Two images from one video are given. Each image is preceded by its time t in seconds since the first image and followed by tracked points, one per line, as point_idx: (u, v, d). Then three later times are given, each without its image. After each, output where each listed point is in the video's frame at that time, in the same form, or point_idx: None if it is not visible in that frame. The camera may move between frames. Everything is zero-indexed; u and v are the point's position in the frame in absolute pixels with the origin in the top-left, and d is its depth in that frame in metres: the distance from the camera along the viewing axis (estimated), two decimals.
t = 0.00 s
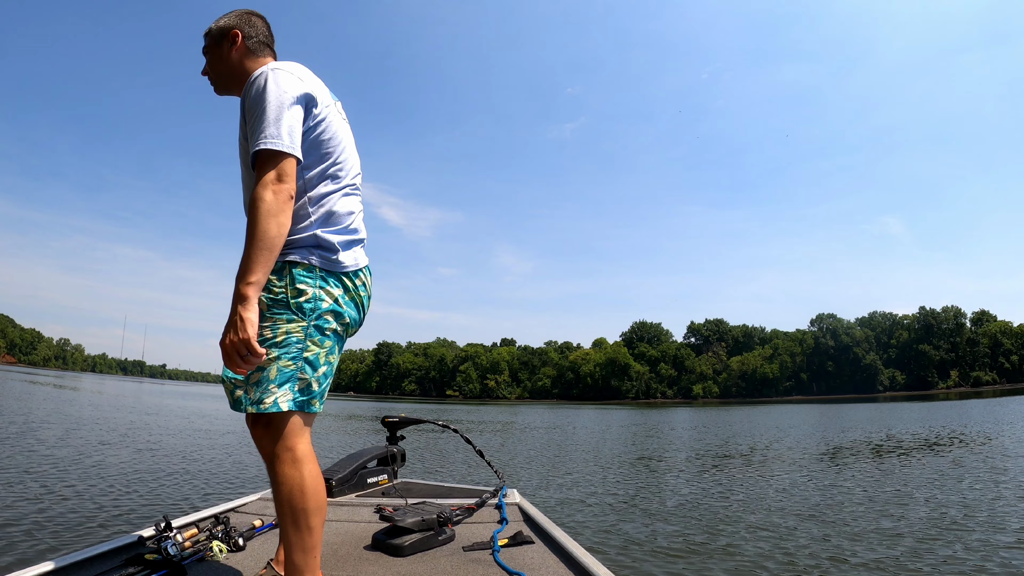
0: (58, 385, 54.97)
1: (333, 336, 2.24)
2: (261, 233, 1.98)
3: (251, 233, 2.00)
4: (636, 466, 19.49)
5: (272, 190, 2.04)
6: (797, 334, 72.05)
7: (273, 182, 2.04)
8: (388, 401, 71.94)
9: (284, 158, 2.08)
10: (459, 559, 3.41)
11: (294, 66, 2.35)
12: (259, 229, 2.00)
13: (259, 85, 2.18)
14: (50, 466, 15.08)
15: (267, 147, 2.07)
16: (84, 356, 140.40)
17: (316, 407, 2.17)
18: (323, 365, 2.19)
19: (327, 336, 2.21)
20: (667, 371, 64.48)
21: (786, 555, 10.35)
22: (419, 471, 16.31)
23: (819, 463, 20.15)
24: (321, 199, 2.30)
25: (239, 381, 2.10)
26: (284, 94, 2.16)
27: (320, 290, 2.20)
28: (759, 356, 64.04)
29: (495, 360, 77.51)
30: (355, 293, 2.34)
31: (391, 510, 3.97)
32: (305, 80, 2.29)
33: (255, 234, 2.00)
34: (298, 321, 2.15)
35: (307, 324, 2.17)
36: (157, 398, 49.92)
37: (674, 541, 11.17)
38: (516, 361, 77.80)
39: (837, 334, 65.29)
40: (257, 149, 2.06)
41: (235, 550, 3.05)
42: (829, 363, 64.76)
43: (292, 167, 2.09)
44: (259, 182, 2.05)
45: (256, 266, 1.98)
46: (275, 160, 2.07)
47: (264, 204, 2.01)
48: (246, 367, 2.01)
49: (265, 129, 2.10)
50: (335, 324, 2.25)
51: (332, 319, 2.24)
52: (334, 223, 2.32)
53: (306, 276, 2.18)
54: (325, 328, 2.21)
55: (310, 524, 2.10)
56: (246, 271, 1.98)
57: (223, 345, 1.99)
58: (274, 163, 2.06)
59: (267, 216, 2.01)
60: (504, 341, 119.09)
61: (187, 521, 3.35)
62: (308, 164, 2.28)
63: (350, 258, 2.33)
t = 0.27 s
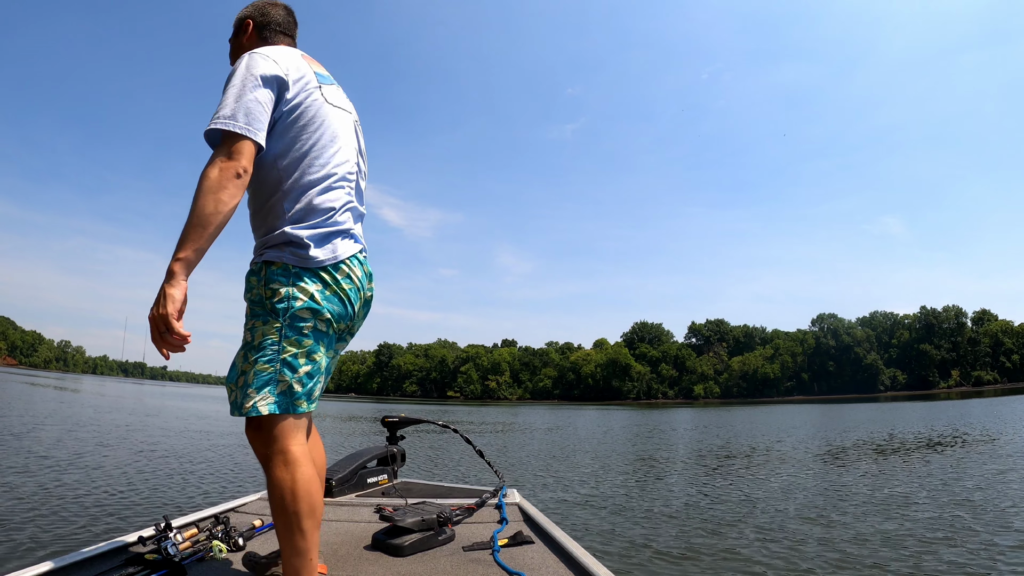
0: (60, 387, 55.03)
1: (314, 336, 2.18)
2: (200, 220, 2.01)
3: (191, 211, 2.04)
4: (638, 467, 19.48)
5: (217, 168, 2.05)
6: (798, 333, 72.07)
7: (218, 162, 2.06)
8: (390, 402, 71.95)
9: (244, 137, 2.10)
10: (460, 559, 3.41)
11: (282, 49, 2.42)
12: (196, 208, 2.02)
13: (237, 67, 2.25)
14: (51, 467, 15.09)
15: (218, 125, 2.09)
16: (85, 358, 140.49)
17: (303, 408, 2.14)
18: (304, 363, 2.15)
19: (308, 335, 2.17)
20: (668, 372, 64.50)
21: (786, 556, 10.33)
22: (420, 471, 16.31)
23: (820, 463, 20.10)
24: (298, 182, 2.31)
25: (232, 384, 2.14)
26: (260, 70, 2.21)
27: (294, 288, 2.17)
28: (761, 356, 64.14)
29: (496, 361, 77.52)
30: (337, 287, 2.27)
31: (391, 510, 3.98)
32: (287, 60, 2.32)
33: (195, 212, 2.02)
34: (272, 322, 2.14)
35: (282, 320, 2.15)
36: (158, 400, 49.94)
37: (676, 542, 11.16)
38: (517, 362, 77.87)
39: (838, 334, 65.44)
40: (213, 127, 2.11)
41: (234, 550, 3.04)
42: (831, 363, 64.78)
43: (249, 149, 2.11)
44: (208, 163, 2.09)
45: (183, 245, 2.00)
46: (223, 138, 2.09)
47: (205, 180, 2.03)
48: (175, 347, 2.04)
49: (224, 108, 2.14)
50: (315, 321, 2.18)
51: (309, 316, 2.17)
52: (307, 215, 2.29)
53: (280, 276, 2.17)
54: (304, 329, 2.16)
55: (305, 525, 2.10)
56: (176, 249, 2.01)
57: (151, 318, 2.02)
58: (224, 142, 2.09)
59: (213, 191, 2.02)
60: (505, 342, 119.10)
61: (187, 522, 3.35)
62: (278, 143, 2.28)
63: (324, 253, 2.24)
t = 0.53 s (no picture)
0: (61, 391, 55.04)
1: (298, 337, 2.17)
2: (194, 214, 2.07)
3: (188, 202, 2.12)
4: (638, 467, 19.42)
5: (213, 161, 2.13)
6: (799, 332, 72.12)
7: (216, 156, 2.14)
8: (391, 404, 71.92)
9: (244, 133, 2.17)
10: (460, 559, 3.42)
11: (292, 52, 2.49)
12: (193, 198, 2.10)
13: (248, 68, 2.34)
14: (51, 471, 15.09)
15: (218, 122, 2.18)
16: (86, 362, 140.46)
17: (299, 405, 2.15)
18: (295, 363, 2.14)
19: (295, 334, 2.16)
20: (669, 371, 64.45)
21: (788, 556, 10.26)
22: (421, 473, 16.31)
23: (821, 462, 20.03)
24: (290, 182, 2.33)
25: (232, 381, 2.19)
26: (260, 69, 2.28)
27: (278, 288, 2.17)
28: (762, 355, 64.13)
29: (497, 362, 77.51)
30: (321, 285, 2.23)
31: (391, 510, 3.99)
32: (289, 60, 2.38)
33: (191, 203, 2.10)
34: (262, 323, 2.17)
35: (271, 318, 2.16)
36: (159, 403, 49.94)
37: (678, 543, 11.11)
38: (518, 363, 77.94)
39: (839, 332, 65.44)
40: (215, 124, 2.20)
41: (234, 550, 3.05)
42: (832, 362, 64.82)
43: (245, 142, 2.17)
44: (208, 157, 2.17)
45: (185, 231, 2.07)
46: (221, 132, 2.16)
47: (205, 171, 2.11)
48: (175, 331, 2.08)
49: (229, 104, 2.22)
50: (300, 319, 2.17)
51: (293, 314, 2.16)
52: (293, 214, 2.30)
53: (266, 277, 2.19)
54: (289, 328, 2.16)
55: (305, 522, 2.11)
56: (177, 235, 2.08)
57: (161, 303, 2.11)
58: (222, 137, 2.16)
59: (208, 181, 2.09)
60: (506, 343, 119.15)
61: (187, 521, 3.36)
62: (274, 142, 2.33)
63: (301, 253, 2.21)
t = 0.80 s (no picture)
0: (62, 393, 55.03)
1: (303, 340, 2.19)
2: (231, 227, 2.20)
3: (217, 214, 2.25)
4: (638, 467, 19.35)
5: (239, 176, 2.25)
6: (800, 331, 72.11)
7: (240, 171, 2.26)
8: (392, 404, 72.01)
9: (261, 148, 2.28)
10: (460, 559, 3.42)
11: (306, 70, 2.56)
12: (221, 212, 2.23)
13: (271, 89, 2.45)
14: (53, 473, 15.11)
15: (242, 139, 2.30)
16: (87, 364, 140.76)
17: (308, 404, 2.16)
18: (300, 363, 2.17)
19: (297, 337, 2.18)
20: (670, 371, 64.53)
21: (791, 557, 10.15)
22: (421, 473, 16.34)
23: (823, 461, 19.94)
24: (293, 192, 2.38)
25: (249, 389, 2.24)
26: (273, 88, 2.37)
27: (283, 293, 2.21)
28: (763, 354, 64.09)
29: (498, 362, 77.58)
30: (317, 291, 2.24)
31: (391, 510, 3.99)
32: (300, 77, 2.44)
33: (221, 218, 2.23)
34: (268, 327, 2.22)
35: (274, 322, 2.20)
36: (160, 405, 50.00)
37: (681, 544, 11.01)
38: (519, 363, 78.02)
39: (840, 331, 65.44)
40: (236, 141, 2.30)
41: (234, 550, 3.05)
42: (833, 360, 64.78)
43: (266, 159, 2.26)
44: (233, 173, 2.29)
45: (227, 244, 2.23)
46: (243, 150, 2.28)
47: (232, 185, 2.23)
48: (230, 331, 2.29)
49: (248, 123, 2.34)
50: (303, 322, 2.19)
51: (295, 318, 2.19)
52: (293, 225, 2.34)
53: (275, 284, 2.24)
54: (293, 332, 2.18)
55: (312, 518, 2.10)
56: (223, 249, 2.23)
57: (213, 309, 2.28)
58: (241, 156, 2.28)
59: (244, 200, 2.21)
60: (507, 344, 119.30)
61: (187, 522, 3.37)
62: (284, 152, 2.39)
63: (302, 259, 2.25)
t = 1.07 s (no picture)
0: (63, 392, 55.00)
1: (288, 341, 2.27)
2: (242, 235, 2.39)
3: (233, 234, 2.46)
4: (639, 466, 19.26)
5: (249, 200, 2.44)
6: (801, 329, 72.13)
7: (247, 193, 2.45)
8: (393, 403, 72.06)
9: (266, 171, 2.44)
10: (460, 559, 3.43)
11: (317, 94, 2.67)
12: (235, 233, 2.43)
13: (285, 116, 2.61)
14: (53, 473, 15.11)
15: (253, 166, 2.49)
16: (87, 364, 140.81)
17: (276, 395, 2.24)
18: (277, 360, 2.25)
19: (280, 338, 2.26)
20: (671, 369, 64.90)
21: (790, 557, 10.02)
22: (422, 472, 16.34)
23: (823, 460, 19.86)
24: (296, 208, 2.46)
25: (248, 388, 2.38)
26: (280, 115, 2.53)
27: (274, 298, 2.30)
28: (764, 351, 64.28)
29: (499, 360, 77.66)
30: (307, 296, 2.28)
31: (391, 510, 4.00)
32: (302, 100, 2.56)
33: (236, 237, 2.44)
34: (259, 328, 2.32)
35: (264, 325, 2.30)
36: (161, 404, 50.05)
37: (679, 543, 10.91)
38: (520, 361, 78.10)
39: (841, 329, 65.60)
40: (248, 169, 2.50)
41: (234, 550, 3.07)
42: (834, 358, 64.80)
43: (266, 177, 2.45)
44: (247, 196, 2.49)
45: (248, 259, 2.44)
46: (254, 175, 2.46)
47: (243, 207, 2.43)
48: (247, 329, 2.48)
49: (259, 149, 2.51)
50: (286, 324, 2.26)
51: (280, 320, 2.26)
52: (294, 236, 2.42)
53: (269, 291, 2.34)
54: (276, 333, 2.26)
55: (273, 493, 2.15)
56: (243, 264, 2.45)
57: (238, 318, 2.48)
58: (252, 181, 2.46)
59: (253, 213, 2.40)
60: (507, 342, 119.39)
61: (187, 521, 3.39)
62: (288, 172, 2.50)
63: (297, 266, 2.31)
